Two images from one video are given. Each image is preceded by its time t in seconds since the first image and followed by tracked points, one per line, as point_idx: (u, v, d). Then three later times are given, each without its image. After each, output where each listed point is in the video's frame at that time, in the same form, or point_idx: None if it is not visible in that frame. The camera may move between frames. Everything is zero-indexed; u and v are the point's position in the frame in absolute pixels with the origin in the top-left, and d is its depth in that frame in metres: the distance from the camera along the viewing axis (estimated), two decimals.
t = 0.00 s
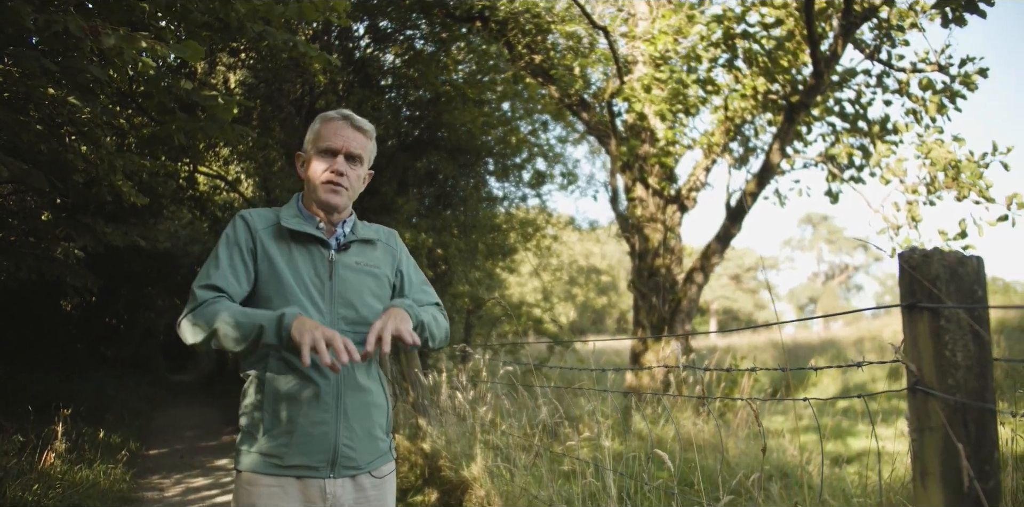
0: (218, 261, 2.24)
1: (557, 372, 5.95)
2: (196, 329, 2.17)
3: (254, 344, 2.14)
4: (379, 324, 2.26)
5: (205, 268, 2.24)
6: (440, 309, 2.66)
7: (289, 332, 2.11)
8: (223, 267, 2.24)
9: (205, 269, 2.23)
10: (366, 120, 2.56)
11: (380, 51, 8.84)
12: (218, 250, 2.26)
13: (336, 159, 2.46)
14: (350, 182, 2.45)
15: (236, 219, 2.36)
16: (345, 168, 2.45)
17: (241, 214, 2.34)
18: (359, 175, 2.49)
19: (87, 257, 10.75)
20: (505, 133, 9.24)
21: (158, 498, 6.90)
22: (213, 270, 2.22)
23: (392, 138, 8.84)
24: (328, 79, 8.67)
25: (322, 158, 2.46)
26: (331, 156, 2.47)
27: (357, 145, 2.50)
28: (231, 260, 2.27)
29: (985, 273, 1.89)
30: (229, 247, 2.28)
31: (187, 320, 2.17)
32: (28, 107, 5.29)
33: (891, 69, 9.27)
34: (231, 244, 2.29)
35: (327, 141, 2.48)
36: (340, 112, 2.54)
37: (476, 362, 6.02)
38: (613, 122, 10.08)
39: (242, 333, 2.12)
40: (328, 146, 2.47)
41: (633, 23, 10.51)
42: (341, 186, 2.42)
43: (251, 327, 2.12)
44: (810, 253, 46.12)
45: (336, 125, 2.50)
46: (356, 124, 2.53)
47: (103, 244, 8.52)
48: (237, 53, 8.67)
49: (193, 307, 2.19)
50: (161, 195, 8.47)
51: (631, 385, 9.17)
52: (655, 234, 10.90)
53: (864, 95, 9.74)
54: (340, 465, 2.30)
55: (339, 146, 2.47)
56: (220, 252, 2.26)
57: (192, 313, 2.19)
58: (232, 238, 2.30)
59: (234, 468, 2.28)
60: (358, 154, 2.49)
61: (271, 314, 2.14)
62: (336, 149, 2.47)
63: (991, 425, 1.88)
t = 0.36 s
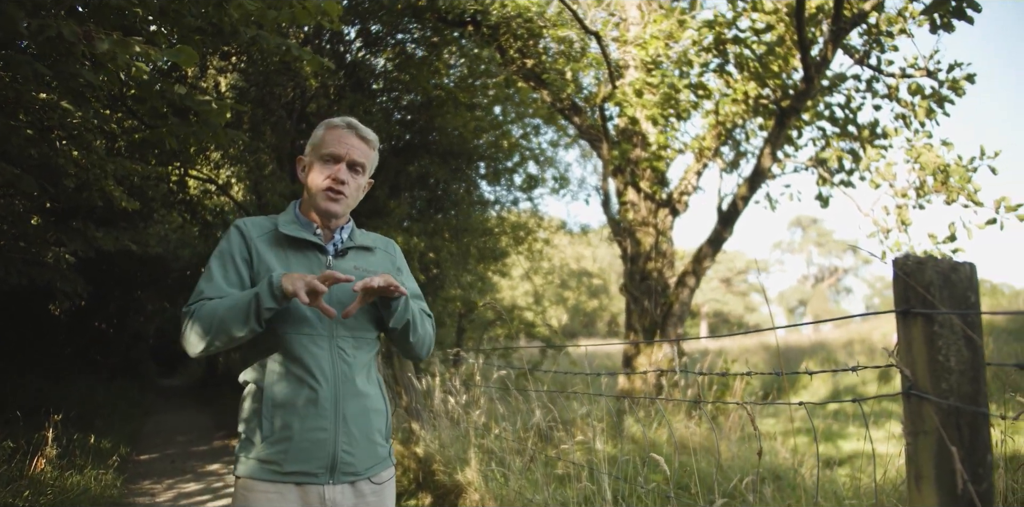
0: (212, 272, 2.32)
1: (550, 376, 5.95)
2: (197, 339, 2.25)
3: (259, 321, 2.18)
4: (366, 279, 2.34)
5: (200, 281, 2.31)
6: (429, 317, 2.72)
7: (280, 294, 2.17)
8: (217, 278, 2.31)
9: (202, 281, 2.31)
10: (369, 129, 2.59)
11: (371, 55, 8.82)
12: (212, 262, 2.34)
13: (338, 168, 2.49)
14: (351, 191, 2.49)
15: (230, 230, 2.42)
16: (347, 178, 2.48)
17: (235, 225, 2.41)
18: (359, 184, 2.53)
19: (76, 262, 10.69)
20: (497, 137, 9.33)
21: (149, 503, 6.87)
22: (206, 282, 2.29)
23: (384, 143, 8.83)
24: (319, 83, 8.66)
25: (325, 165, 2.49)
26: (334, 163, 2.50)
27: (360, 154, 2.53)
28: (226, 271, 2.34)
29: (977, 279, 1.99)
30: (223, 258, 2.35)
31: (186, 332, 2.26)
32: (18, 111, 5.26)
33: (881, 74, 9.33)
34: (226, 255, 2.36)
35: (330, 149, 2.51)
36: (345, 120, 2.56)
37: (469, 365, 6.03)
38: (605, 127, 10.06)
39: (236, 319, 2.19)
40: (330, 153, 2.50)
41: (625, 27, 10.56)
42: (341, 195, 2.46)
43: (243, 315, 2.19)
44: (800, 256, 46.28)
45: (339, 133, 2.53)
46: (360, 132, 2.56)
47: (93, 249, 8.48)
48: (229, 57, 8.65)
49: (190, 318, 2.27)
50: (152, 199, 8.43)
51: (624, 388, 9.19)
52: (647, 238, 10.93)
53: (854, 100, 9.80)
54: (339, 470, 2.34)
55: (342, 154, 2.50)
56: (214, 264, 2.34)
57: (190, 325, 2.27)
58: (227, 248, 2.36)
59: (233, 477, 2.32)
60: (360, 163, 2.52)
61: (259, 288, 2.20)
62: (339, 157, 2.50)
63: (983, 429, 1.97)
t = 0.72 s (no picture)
0: (211, 285, 2.30)
1: (539, 376, 5.96)
2: (202, 358, 2.26)
3: (261, 357, 2.21)
4: (365, 317, 2.28)
5: (200, 294, 2.30)
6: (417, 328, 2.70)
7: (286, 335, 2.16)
8: (216, 291, 2.30)
9: (200, 292, 2.30)
10: (361, 127, 2.62)
11: (360, 56, 8.80)
12: (210, 273, 2.32)
13: (331, 167, 2.52)
14: (345, 191, 2.52)
15: (225, 233, 2.39)
16: (341, 177, 2.51)
17: (229, 229, 2.37)
18: (354, 181, 2.56)
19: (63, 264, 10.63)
20: (485, 139, 9.35)
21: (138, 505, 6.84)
22: (207, 296, 2.28)
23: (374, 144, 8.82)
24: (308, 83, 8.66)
25: (318, 165, 2.52)
26: (326, 163, 2.53)
27: (351, 152, 2.57)
28: (225, 281, 2.32)
29: (963, 279, 2.07)
30: (221, 267, 2.33)
31: (191, 350, 2.27)
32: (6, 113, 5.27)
33: (867, 76, 9.41)
34: (223, 262, 2.33)
35: (323, 148, 2.54)
36: (335, 119, 2.59)
37: (459, 366, 6.04)
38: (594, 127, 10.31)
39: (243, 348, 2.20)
40: (323, 153, 2.54)
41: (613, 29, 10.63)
42: (336, 195, 2.49)
43: (249, 348, 2.19)
44: (787, 256, 46.49)
45: (330, 132, 2.56)
46: (351, 130, 2.59)
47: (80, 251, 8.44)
48: (217, 58, 8.62)
49: (194, 336, 2.28)
50: (140, 201, 8.40)
51: (613, 388, 9.21)
52: (636, 238, 10.97)
53: (840, 102, 9.88)
54: (335, 472, 2.36)
55: (335, 153, 2.54)
56: (212, 274, 2.32)
57: (194, 342, 2.28)
58: (223, 255, 2.34)
59: (229, 476, 2.34)
60: (353, 161, 2.56)
61: (267, 322, 2.20)
62: (332, 156, 2.53)
63: (969, 425, 2.06)
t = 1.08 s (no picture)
0: (196, 288, 2.29)
1: (519, 372, 5.98)
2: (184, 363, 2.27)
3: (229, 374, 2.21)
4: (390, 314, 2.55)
5: (185, 297, 2.30)
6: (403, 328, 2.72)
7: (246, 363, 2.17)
8: (201, 296, 2.29)
9: (185, 297, 2.29)
10: (328, 114, 2.64)
11: (340, 51, 8.75)
12: (196, 275, 2.30)
13: (300, 158, 2.56)
14: (317, 177, 2.54)
15: (212, 232, 2.37)
16: (310, 165, 2.54)
17: (215, 229, 2.36)
18: (327, 168, 2.57)
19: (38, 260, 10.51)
20: (466, 135, 9.36)
21: (116, 504, 6.78)
22: (191, 301, 2.28)
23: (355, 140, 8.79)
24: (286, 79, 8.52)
25: (288, 158, 2.57)
26: (296, 155, 2.57)
27: (320, 139, 2.60)
28: (210, 285, 2.31)
29: (937, 274, 2.11)
30: (206, 269, 2.32)
31: (175, 354, 2.28)
32: None
33: (845, 75, 9.50)
34: (208, 266, 2.32)
35: (291, 143, 2.59)
36: (302, 111, 2.64)
37: (440, 362, 6.04)
38: (575, 124, 10.19)
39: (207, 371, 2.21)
40: (293, 147, 2.59)
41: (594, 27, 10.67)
42: (308, 183, 2.51)
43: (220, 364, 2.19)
44: (765, 253, 46.86)
45: (296, 124, 2.61)
46: (317, 119, 2.61)
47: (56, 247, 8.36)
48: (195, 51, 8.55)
49: (178, 340, 2.28)
50: (117, 197, 8.32)
51: (594, 384, 9.26)
52: (617, 235, 11.02)
53: (819, 100, 9.97)
54: (318, 470, 2.39)
55: (302, 144, 2.58)
56: (198, 276, 2.30)
57: (179, 346, 2.28)
58: (208, 258, 2.33)
59: (210, 472, 2.35)
60: (321, 148, 2.58)
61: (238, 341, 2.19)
62: (299, 147, 2.57)
63: (943, 417, 2.09)
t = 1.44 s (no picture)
0: (184, 297, 2.30)
1: (500, 369, 5.99)
2: (172, 371, 2.28)
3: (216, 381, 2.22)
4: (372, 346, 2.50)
5: (172, 306, 2.31)
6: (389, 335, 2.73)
7: (234, 360, 2.17)
8: (189, 305, 2.30)
9: (173, 305, 2.30)
10: (313, 131, 2.58)
11: (321, 46, 8.74)
12: (183, 284, 2.31)
13: (283, 177, 2.52)
14: (300, 198, 2.50)
15: (199, 241, 2.37)
16: (292, 185, 2.50)
17: (202, 238, 2.36)
18: (310, 188, 2.53)
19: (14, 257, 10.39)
20: (448, 131, 9.22)
21: (93, 502, 6.72)
22: (179, 310, 2.29)
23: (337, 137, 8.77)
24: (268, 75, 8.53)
25: (270, 176, 2.53)
26: (278, 173, 2.53)
27: (303, 158, 2.55)
28: (197, 294, 2.32)
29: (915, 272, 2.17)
30: (193, 279, 2.32)
31: (164, 362, 2.29)
32: None
33: (825, 77, 9.59)
34: (196, 274, 2.33)
35: (274, 160, 2.54)
36: (287, 127, 2.58)
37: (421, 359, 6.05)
38: (558, 122, 10.25)
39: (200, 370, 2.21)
40: (276, 164, 2.54)
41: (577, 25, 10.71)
42: (289, 204, 2.48)
43: (208, 373, 2.20)
44: (745, 252, 47.17)
45: (279, 141, 2.56)
46: (302, 137, 2.56)
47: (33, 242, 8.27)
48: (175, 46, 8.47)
49: (167, 348, 2.29)
50: (95, 192, 8.23)
51: (575, 382, 9.29)
52: (599, 233, 11.05)
53: (799, 101, 10.05)
54: (300, 478, 2.40)
55: (286, 162, 2.53)
56: (185, 286, 2.31)
57: (168, 355, 2.29)
58: (195, 266, 2.33)
59: (194, 478, 2.37)
60: (305, 169, 2.53)
61: (222, 346, 2.20)
62: (282, 166, 2.53)
63: (920, 412, 2.16)
